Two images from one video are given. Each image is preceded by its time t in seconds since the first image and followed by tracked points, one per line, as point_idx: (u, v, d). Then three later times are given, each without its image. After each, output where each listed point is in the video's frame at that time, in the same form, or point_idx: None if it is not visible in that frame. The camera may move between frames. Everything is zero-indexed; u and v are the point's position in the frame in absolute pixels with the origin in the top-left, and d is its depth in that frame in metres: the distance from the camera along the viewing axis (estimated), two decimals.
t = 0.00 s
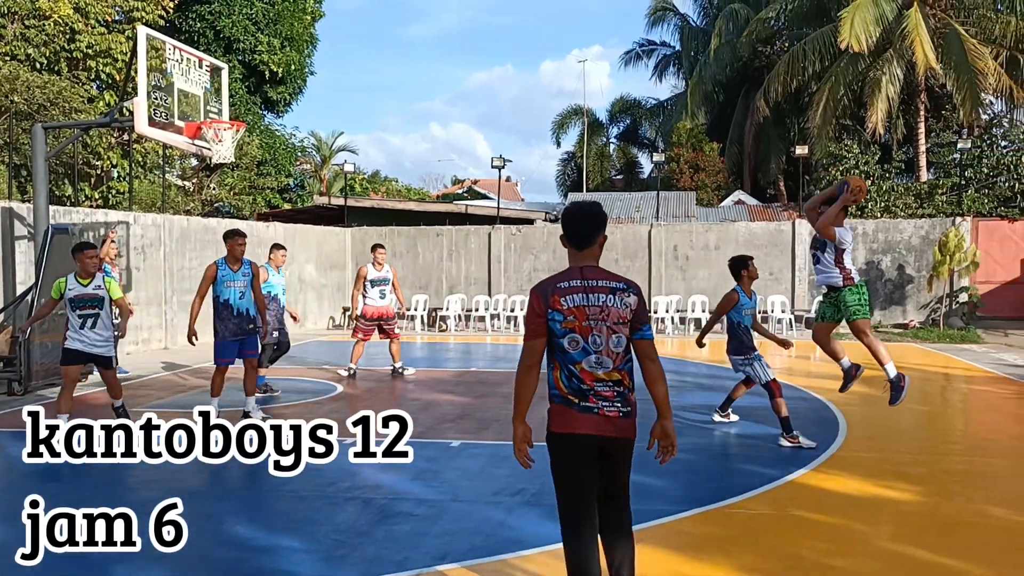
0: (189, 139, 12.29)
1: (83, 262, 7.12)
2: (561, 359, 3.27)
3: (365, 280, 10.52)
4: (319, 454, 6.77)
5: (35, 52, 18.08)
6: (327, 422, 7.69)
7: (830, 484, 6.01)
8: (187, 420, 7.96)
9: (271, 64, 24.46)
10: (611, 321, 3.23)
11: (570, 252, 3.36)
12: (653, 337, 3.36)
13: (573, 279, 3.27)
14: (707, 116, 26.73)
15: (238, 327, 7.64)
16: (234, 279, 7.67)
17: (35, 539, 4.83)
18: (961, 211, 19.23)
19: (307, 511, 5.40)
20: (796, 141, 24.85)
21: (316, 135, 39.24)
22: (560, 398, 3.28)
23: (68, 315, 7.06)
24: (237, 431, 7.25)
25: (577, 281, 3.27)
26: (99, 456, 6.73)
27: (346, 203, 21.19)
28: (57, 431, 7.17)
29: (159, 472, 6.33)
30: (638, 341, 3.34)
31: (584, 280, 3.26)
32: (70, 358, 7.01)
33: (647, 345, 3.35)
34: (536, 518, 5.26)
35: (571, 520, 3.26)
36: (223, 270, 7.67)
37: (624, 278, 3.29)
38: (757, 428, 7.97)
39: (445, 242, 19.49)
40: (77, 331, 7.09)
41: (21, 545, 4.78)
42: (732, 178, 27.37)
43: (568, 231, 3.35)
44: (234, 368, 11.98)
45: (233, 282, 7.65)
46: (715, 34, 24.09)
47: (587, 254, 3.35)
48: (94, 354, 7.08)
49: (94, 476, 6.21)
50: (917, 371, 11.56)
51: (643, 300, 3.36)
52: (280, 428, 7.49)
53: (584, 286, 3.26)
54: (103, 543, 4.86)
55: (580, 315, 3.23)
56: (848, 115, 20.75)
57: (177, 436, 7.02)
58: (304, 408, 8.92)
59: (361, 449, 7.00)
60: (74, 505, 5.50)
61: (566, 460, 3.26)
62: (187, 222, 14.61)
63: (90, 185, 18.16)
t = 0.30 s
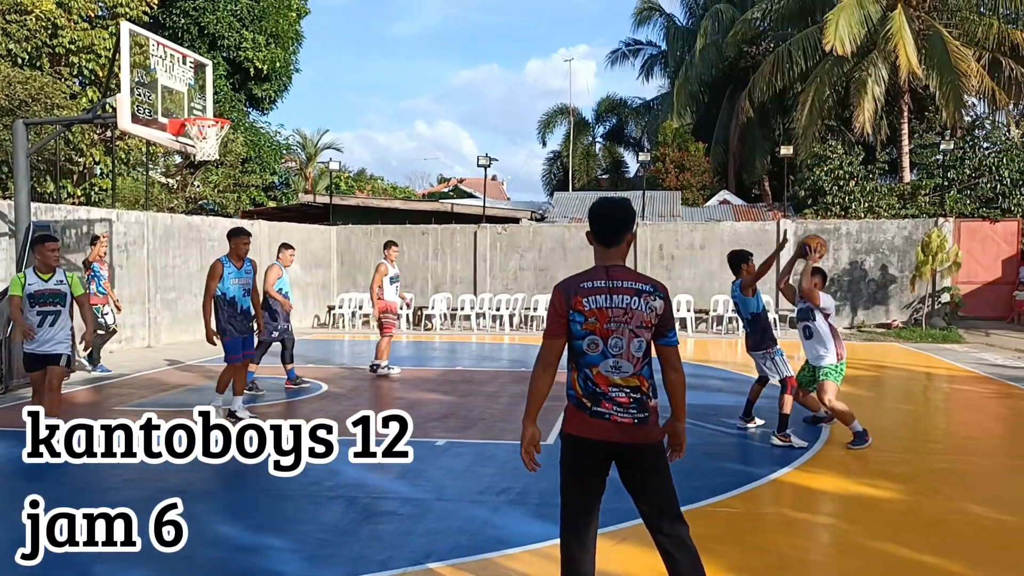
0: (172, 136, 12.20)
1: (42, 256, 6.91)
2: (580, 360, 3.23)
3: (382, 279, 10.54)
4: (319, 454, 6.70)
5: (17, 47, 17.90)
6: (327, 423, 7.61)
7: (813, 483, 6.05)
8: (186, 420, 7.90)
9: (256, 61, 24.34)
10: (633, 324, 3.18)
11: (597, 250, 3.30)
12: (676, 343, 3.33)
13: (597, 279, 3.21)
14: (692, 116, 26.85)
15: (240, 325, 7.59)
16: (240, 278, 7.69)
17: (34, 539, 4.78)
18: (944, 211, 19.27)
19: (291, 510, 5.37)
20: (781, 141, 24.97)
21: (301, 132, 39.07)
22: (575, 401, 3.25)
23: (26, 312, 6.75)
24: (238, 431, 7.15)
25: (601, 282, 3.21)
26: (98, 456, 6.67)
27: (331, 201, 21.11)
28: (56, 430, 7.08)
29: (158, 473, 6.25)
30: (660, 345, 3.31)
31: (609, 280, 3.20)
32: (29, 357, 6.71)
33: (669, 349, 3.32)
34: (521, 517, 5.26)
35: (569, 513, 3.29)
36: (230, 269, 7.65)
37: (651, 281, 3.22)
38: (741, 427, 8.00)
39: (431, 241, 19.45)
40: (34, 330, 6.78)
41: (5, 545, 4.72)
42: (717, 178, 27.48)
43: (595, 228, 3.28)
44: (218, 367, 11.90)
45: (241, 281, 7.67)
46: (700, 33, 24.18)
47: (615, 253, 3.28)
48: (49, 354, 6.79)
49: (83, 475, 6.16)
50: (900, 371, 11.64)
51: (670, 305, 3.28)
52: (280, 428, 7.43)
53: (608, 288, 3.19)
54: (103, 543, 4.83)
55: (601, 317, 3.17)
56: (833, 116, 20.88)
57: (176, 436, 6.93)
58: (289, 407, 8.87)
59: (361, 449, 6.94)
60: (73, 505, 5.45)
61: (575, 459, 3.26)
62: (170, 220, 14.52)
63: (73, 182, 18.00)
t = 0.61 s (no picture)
0: (163, 134, 12.14)
1: (24, 254, 6.49)
2: (622, 365, 3.23)
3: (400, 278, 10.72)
4: (319, 454, 6.65)
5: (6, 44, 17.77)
6: (325, 422, 7.59)
7: (803, 482, 6.07)
8: (184, 420, 7.87)
9: (247, 59, 24.25)
10: (677, 327, 3.17)
11: (640, 253, 3.31)
12: (724, 347, 3.38)
13: (639, 282, 3.21)
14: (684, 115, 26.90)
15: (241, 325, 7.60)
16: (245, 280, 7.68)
17: (34, 539, 4.75)
18: (933, 211, 19.39)
19: (282, 509, 5.35)
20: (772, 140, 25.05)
21: (292, 130, 38.93)
22: (617, 406, 3.24)
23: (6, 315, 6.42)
24: (235, 431, 7.10)
25: (643, 284, 3.21)
26: (99, 456, 6.63)
27: (322, 199, 21.06)
28: (55, 431, 7.05)
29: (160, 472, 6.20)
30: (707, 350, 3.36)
31: (652, 284, 3.20)
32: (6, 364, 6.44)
33: (715, 353, 3.37)
34: (512, 515, 5.26)
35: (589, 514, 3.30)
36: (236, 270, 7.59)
37: (695, 284, 3.21)
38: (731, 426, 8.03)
39: (422, 239, 19.43)
40: (13, 333, 6.46)
41: None
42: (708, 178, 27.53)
43: (638, 231, 3.30)
44: (208, 366, 11.86)
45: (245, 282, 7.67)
46: (692, 33, 24.23)
47: (657, 256, 3.29)
48: (28, 360, 6.54)
49: (74, 474, 6.13)
50: (889, 370, 11.71)
51: (715, 307, 3.28)
52: (280, 428, 7.38)
53: (651, 290, 3.19)
54: (103, 543, 4.79)
55: (644, 319, 3.17)
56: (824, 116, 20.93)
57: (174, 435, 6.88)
58: (280, 406, 8.84)
59: (361, 449, 6.89)
60: (73, 505, 5.42)
61: (613, 463, 3.25)
62: (161, 217, 14.45)
63: (62, 179, 17.89)
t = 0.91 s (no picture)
0: (156, 131, 12.09)
1: (10, 262, 6.48)
2: (646, 360, 3.21)
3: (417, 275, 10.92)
4: (319, 454, 6.62)
5: None
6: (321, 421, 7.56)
7: (798, 480, 6.07)
8: (179, 418, 7.84)
9: (241, 56, 24.18)
10: (704, 325, 3.15)
11: (670, 248, 3.29)
12: (754, 346, 3.31)
13: (668, 277, 3.19)
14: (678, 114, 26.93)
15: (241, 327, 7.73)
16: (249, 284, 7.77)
17: (33, 539, 4.72)
18: (927, 210, 19.43)
19: (277, 508, 5.33)
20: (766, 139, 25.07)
21: (286, 127, 38.83)
22: (638, 401, 3.23)
23: None
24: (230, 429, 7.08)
25: (672, 279, 3.19)
26: (99, 456, 6.58)
27: (316, 197, 21.00)
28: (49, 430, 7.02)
29: (156, 471, 6.17)
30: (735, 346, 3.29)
31: (680, 279, 3.18)
32: None
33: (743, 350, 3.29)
34: (506, 514, 5.25)
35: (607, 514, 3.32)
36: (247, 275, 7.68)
37: (724, 282, 3.20)
38: (725, 425, 8.02)
39: (417, 238, 19.40)
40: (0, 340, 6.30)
41: None
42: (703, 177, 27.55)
43: (670, 225, 3.28)
44: (202, 364, 11.83)
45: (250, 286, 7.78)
46: (687, 32, 24.23)
47: (687, 252, 3.28)
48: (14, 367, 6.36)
49: (68, 473, 6.10)
50: (883, 369, 11.74)
51: (743, 306, 3.25)
52: (275, 427, 7.36)
53: (679, 286, 3.17)
54: (102, 543, 4.76)
55: (670, 315, 3.15)
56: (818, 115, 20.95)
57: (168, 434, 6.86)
58: (275, 404, 8.82)
59: (360, 449, 6.85)
60: (66, 503, 5.39)
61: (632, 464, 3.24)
62: (154, 215, 14.39)
63: (55, 177, 17.82)
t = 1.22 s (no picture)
0: (154, 130, 12.06)
1: (13, 254, 6.39)
2: (655, 359, 3.18)
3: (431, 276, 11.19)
4: (319, 454, 6.59)
5: None
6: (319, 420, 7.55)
7: (796, 479, 6.06)
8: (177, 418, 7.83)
9: (239, 55, 24.15)
10: (715, 324, 3.15)
11: (677, 247, 3.28)
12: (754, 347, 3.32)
13: (679, 276, 3.17)
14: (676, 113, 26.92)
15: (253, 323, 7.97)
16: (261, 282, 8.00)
17: (33, 539, 4.71)
18: (926, 209, 19.44)
19: (275, 506, 5.33)
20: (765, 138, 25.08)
21: (284, 126, 38.79)
22: (645, 401, 3.21)
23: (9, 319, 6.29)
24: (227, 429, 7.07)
25: (682, 278, 3.17)
26: (99, 456, 6.57)
27: (314, 195, 20.99)
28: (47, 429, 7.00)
29: (153, 470, 6.16)
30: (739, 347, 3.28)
31: (691, 278, 3.16)
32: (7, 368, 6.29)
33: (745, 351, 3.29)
34: (504, 512, 5.24)
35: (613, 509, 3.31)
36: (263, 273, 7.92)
37: (733, 281, 3.20)
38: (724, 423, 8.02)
39: (415, 236, 19.40)
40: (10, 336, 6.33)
41: None
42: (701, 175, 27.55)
43: (678, 224, 3.26)
44: (200, 362, 11.82)
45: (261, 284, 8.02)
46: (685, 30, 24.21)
47: (695, 250, 3.27)
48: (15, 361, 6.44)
49: (66, 472, 6.09)
50: (881, 367, 11.75)
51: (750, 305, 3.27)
52: (272, 427, 7.35)
53: (690, 285, 3.15)
54: (92, 541, 4.76)
55: (682, 314, 3.13)
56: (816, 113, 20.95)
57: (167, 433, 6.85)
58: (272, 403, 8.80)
59: (361, 449, 6.83)
60: (63, 503, 5.38)
61: (639, 462, 3.22)
62: (152, 214, 14.36)
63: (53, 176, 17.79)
